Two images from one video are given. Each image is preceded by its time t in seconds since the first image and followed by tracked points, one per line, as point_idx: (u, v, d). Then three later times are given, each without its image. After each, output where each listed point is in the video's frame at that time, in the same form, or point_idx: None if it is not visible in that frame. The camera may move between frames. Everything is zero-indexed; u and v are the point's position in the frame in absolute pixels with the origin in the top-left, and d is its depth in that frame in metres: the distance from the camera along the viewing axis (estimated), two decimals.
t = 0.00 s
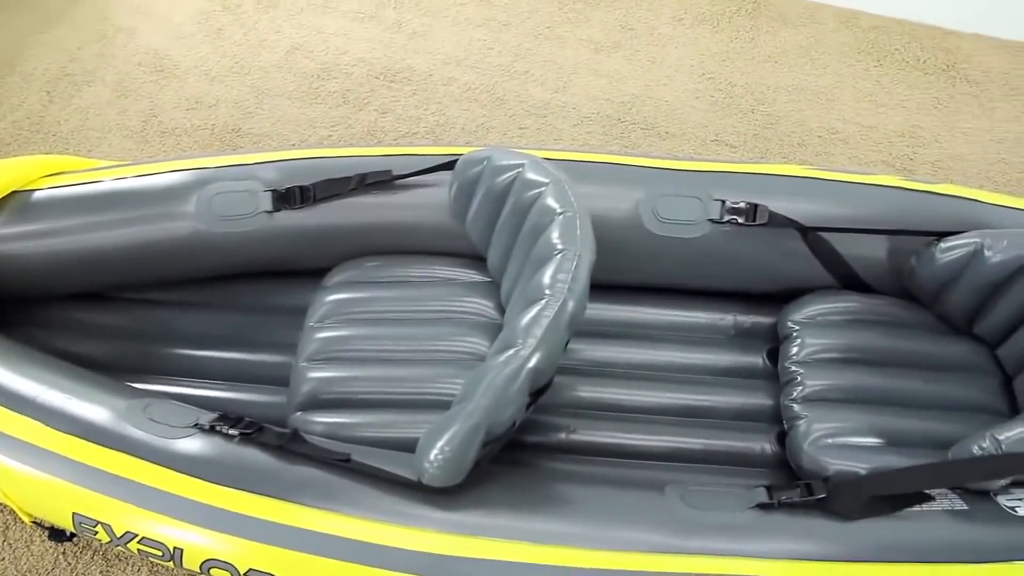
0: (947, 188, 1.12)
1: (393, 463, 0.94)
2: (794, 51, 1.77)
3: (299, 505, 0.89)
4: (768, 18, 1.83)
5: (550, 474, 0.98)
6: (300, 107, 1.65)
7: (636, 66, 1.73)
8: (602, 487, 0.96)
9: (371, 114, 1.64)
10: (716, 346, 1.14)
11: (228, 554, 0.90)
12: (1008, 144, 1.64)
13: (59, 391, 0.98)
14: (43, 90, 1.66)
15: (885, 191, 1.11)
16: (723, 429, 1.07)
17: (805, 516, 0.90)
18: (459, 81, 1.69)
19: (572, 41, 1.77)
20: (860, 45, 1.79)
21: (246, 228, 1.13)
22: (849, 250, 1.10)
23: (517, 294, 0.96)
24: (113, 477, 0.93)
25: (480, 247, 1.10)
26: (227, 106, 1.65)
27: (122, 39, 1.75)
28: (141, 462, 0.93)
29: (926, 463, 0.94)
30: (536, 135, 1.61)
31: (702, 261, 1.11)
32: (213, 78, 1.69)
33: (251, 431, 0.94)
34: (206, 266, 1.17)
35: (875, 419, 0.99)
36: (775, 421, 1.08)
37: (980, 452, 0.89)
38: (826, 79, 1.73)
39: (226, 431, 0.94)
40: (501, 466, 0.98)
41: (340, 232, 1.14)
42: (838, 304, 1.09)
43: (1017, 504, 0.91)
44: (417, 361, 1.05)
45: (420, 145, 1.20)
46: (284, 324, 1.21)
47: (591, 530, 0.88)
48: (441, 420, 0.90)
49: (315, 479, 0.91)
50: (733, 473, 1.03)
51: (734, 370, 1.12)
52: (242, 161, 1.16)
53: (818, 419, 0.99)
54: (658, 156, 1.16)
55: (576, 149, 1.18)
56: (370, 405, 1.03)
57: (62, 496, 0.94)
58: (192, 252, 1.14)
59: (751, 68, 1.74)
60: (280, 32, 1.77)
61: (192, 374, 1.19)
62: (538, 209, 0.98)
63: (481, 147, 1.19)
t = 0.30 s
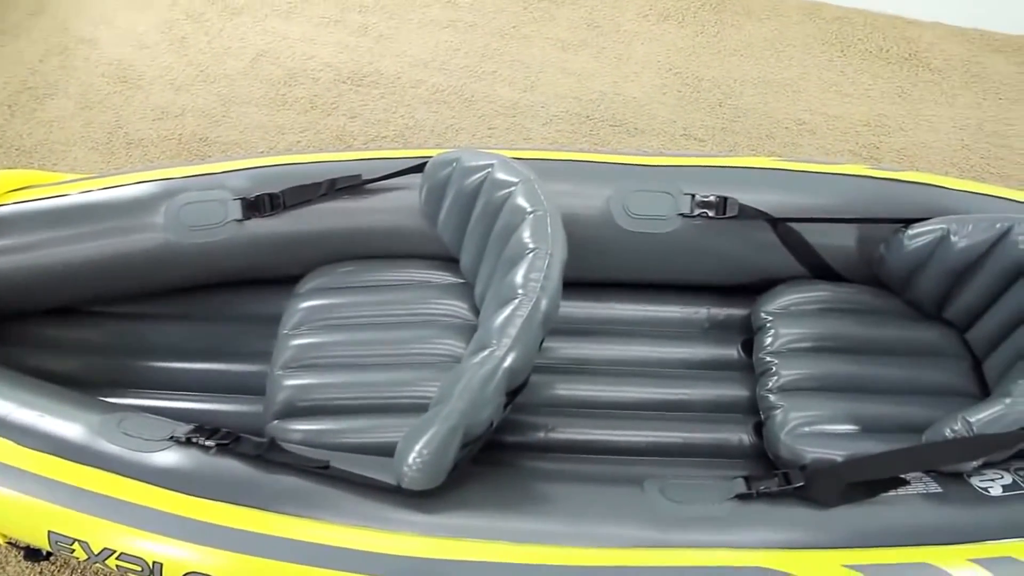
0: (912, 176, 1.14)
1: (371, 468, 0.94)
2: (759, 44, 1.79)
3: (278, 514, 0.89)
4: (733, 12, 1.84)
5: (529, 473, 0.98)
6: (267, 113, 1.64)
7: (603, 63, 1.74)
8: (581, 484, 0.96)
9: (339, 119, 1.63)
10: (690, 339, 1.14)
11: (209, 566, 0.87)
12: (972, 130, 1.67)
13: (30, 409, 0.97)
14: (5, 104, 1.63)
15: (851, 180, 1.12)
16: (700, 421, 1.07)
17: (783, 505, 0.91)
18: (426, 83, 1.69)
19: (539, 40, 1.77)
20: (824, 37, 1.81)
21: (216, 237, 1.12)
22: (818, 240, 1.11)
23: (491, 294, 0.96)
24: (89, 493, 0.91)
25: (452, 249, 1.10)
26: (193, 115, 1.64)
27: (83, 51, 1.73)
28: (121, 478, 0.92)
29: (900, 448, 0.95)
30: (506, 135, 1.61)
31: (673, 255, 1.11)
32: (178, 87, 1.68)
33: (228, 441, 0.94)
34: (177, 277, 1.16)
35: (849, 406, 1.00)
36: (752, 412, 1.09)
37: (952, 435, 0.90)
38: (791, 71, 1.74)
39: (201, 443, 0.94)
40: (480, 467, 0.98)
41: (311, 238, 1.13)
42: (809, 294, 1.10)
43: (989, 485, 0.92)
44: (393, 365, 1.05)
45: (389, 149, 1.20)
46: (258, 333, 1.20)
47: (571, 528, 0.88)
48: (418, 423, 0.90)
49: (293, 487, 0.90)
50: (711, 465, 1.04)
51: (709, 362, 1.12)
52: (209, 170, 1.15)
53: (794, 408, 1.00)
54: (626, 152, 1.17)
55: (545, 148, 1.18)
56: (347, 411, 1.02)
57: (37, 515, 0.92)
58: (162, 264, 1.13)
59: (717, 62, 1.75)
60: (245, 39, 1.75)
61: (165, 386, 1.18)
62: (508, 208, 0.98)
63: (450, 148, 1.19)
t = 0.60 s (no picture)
0: (882, 164, 1.15)
1: (352, 472, 0.93)
2: (729, 36, 1.80)
3: (260, 521, 0.88)
4: (702, 5, 1.85)
5: (511, 471, 0.98)
6: (238, 119, 1.63)
7: (574, 59, 1.74)
8: (563, 480, 0.97)
9: (311, 123, 1.63)
10: (668, 332, 1.15)
11: None
12: (939, 118, 1.69)
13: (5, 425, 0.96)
14: None
15: (822, 170, 1.13)
16: (680, 414, 1.08)
17: (763, 494, 0.91)
18: (398, 84, 1.69)
19: (509, 38, 1.77)
20: (793, 28, 1.82)
21: (189, 245, 1.11)
22: (791, 230, 1.12)
23: (467, 293, 0.96)
24: (68, 507, 0.89)
25: (428, 249, 1.10)
26: (163, 123, 1.62)
27: (48, 60, 1.71)
28: (101, 491, 0.91)
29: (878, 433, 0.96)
30: (479, 134, 1.61)
31: (648, 249, 1.12)
32: (147, 94, 1.66)
33: (207, 450, 0.93)
34: (151, 286, 1.15)
35: (826, 394, 1.01)
36: (731, 403, 1.09)
37: (928, 419, 0.91)
38: (761, 62, 1.76)
39: (181, 452, 0.93)
40: (461, 467, 0.98)
41: (286, 243, 1.13)
42: (784, 284, 1.11)
43: (964, 467, 0.93)
44: (372, 368, 1.05)
45: (361, 151, 1.20)
46: (234, 339, 1.19)
47: (553, 524, 0.89)
48: (398, 425, 0.90)
49: (274, 493, 0.90)
50: (692, 456, 1.04)
51: (687, 354, 1.13)
52: (180, 177, 1.14)
53: (772, 397, 1.01)
54: (599, 148, 1.17)
55: (517, 146, 1.18)
56: (327, 415, 1.02)
57: (14, 531, 0.89)
58: (135, 273, 1.12)
59: (687, 55, 1.76)
60: (213, 45, 1.74)
61: (142, 397, 1.17)
62: (481, 207, 0.98)
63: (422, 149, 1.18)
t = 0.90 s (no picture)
0: (856, 152, 1.15)
1: (336, 474, 0.93)
2: (701, 29, 1.80)
3: (243, 526, 0.87)
4: None
5: (495, 468, 0.98)
6: (211, 123, 1.62)
7: (548, 55, 1.74)
8: (547, 476, 0.97)
9: (286, 125, 1.62)
10: (648, 325, 1.15)
11: None
12: (911, 105, 1.70)
13: None
14: None
15: (796, 160, 1.14)
16: (662, 406, 1.08)
17: (746, 484, 0.92)
18: (372, 84, 1.68)
19: (483, 35, 1.77)
20: (765, 19, 1.83)
21: (165, 251, 1.11)
22: (767, 220, 1.12)
23: (446, 292, 0.96)
24: (46, 519, 0.88)
25: (405, 249, 1.10)
26: (136, 129, 1.61)
27: (17, 68, 1.69)
28: (81, 501, 0.90)
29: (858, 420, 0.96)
30: (455, 133, 1.61)
31: (626, 242, 1.12)
32: (119, 100, 1.65)
33: (189, 457, 0.93)
34: (128, 294, 1.14)
35: (806, 382, 1.02)
36: (712, 394, 1.10)
37: (907, 403, 0.91)
38: (734, 54, 1.76)
39: (162, 460, 0.93)
40: (445, 466, 0.98)
41: (264, 246, 1.12)
42: (761, 274, 1.12)
43: (943, 450, 0.94)
44: (353, 369, 1.04)
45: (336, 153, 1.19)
46: (214, 345, 1.18)
47: (537, 520, 0.89)
48: (379, 426, 0.89)
49: (258, 498, 0.89)
50: (675, 447, 1.05)
51: (667, 347, 1.13)
52: (154, 184, 1.13)
53: (753, 387, 1.01)
54: (574, 143, 1.17)
55: (493, 143, 1.18)
56: (309, 418, 1.01)
57: None
58: (112, 281, 1.11)
59: (660, 49, 1.76)
60: (185, 49, 1.72)
61: (121, 405, 1.15)
62: (458, 205, 0.97)
63: (397, 148, 1.18)
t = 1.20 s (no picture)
0: (825, 138, 1.16)
1: (318, 478, 0.93)
2: (669, 20, 1.81)
3: (225, 534, 0.87)
4: None
5: (478, 467, 0.98)
6: (181, 130, 1.61)
7: (517, 51, 1.74)
8: (530, 471, 0.97)
9: (256, 130, 1.61)
10: (625, 317, 1.16)
11: None
12: (878, 90, 1.72)
13: None
14: None
15: (766, 148, 1.14)
16: (642, 397, 1.08)
17: (728, 471, 0.92)
18: (341, 86, 1.67)
19: (451, 33, 1.76)
20: (731, 9, 1.84)
21: (138, 261, 1.10)
22: (740, 208, 1.13)
23: (421, 292, 0.96)
24: (22, 537, 0.86)
25: (380, 251, 1.09)
26: (104, 138, 1.59)
27: None
28: (59, 517, 0.89)
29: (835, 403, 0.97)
30: (426, 132, 1.61)
31: (601, 235, 1.12)
32: (85, 110, 1.63)
33: (168, 468, 0.92)
34: (102, 306, 1.13)
35: (783, 368, 1.02)
36: (692, 384, 1.10)
37: (882, 384, 0.92)
38: (702, 45, 1.77)
39: (141, 471, 0.92)
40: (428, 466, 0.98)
41: (237, 252, 1.12)
42: (735, 263, 1.12)
43: (919, 429, 0.95)
44: (332, 373, 1.04)
45: (307, 156, 1.19)
46: (190, 354, 1.18)
47: (521, 516, 0.89)
48: (359, 428, 0.89)
49: (240, 506, 0.89)
50: (657, 438, 1.05)
51: (645, 338, 1.14)
52: (123, 194, 1.12)
53: (731, 374, 1.02)
54: (545, 139, 1.18)
55: (464, 141, 1.18)
56: (290, 424, 1.01)
57: None
58: (84, 293, 1.10)
59: (628, 42, 1.77)
60: (151, 56, 1.71)
61: (98, 418, 1.14)
62: (430, 205, 0.97)
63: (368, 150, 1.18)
